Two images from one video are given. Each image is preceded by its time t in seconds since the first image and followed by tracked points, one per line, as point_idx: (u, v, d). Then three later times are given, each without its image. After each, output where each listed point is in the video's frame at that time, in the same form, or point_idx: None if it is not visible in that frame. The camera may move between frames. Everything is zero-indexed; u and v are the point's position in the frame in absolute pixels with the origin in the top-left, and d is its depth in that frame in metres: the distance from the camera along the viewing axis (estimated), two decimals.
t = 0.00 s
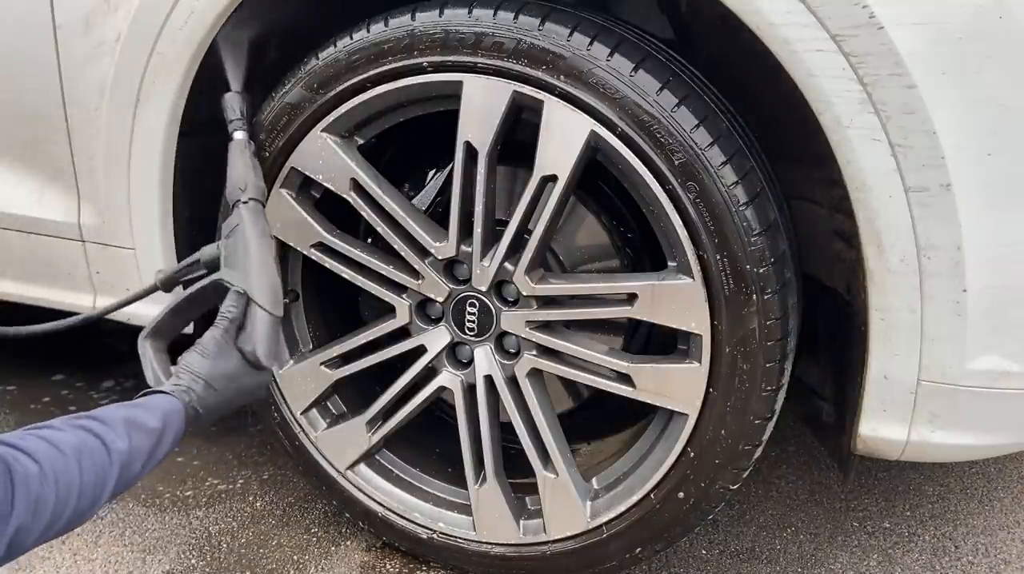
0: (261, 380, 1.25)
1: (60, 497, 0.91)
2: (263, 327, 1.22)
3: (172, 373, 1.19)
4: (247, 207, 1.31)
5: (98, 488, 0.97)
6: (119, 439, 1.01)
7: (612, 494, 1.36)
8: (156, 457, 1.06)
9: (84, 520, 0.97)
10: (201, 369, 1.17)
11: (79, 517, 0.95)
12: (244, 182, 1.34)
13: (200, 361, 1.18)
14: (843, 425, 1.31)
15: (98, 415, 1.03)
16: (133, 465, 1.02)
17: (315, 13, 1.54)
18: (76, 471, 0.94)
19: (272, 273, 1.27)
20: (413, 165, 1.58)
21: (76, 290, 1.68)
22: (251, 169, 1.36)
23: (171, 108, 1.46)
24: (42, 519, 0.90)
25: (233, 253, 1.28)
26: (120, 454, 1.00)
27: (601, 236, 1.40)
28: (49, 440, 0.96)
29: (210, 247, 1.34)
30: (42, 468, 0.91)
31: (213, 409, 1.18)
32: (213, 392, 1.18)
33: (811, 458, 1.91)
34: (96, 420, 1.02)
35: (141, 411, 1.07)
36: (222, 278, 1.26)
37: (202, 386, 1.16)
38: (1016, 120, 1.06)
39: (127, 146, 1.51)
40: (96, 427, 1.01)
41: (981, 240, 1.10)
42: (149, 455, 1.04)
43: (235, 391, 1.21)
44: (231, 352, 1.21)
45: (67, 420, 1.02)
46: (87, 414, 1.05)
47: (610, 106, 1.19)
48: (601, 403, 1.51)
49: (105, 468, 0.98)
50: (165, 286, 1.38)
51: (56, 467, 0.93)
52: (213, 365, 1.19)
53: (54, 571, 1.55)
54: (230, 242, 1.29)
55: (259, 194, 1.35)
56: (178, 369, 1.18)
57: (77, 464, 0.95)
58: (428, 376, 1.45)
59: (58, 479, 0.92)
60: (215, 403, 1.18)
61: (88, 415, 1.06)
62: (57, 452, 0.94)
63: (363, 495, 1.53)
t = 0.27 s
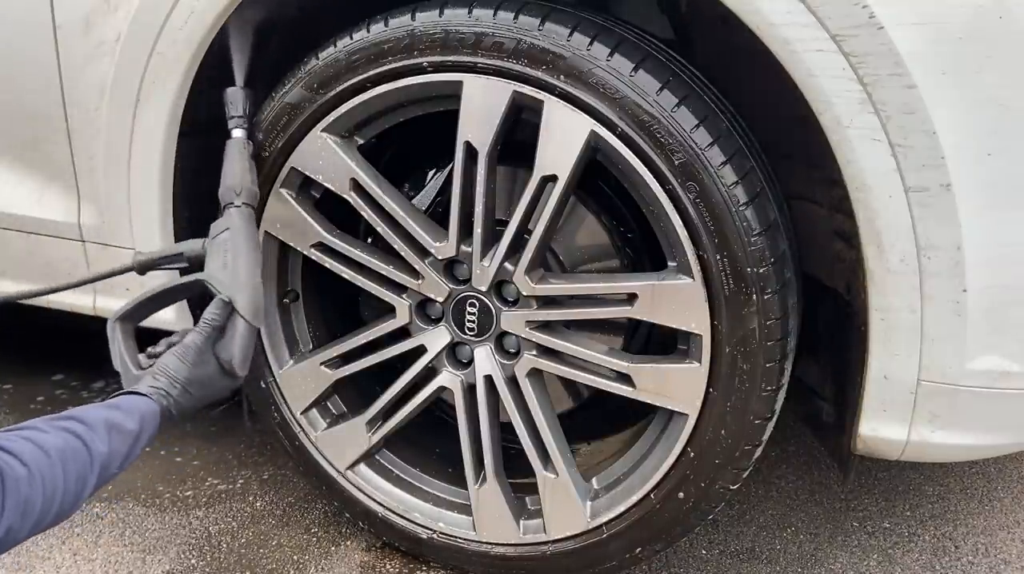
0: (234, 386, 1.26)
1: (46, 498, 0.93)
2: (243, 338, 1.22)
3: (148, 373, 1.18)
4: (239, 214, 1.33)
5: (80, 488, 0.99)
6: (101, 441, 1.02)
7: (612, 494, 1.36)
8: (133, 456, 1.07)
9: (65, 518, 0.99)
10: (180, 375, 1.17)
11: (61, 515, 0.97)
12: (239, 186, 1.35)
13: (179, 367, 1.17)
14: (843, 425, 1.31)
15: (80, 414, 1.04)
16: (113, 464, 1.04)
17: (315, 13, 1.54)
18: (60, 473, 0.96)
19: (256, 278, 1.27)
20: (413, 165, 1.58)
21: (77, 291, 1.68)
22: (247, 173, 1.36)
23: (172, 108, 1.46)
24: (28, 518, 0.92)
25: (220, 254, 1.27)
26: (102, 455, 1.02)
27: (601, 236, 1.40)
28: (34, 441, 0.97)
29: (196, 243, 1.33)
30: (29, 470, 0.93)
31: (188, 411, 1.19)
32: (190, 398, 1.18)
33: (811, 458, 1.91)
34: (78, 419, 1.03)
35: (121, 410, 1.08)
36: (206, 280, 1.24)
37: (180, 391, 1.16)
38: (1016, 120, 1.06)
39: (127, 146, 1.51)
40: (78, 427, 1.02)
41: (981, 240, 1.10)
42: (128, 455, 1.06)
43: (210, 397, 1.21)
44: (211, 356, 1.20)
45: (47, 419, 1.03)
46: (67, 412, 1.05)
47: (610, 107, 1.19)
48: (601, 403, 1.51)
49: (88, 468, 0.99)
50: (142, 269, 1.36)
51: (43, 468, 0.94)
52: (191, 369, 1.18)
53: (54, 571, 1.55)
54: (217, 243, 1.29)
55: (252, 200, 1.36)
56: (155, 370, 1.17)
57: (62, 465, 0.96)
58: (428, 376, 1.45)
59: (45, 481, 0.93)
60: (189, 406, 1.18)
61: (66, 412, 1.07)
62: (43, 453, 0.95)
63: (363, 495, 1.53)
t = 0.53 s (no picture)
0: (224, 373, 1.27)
1: (42, 492, 0.92)
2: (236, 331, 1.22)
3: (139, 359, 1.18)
4: (242, 203, 1.30)
5: (73, 479, 0.98)
6: (92, 433, 1.01)
7: (612, 494, 1.36)
8: (122, 446, 1.07)
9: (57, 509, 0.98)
10: (171, 366, 1.16)
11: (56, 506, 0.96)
12: (244, 176, 1.32)
13: (170, 357, 1.17)
14: (843, 425, 1.31)
15: (70, 405, 1.02)
16: (103, 455, 1.03)
17: (315, 13, 1.54)
18: (56, 465, 0.95)
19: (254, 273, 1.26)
20: (413, 165, 1.58)
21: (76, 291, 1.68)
22: (253, 164, 1.33)
23: (172, 108, 1.46)
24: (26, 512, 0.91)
25: (219, 246, 1.26)
26: (94, 447, 1.01)
27: (601, 236, 1.40)
28: (28, 433, 0.95)
29: (195, 228, 1.31)
30: (25, 464, 0.91)
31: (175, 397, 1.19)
32: (181, 386, 1.18)
33: (811, 458, 1.91)
34: (68, 410, 1.02)
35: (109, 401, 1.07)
36: (203, 269, 1.24)
37: (171, 381, 1.17)
38: (1016, 120, 1.06)
39: (127, 146, 1.51)
40: (70, 417, 1.01)
41: (981, 240, 1.10)
42: (118, 445, 1.05)
43: (199, 385, 1.22)
44: (202, 347, 1.20)
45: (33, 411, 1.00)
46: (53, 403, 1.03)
47: (610, 107, 1.19)
48: (601, 403, 1.51)
49: (82, 460, 0.99)
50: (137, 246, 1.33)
51: (39, 462, 0.93)
52: (183, 360, 1.18)
53: (54, 571, 1.55)
54: (217, 232, 1.28)
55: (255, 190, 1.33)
56: (146, 358, 1.17)
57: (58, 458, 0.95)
58: (428, 376, 1.45)
59: (42, 474, 0.92)
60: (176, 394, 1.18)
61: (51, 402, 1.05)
62: (37, 446, 0.94)
63: (363, 495, 1.53)
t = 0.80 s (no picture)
0: (225, 347, 1.25)
1: (44, 465, 0.92)
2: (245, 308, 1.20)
3: (145, 325, 1.15)
4: (261, 179, 1.28)
5: (77, 450, 0.97)
6: (97, 404, 1.00)
7: (612, 494, 1.36)
8: (128, 415, 1.06)
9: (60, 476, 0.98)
10: (176, 338, 1.14)
11: (60, 476, 0.96)
12: (264, 151, 1.29)
13: (177, 328, 1.14)
14: (844, 425, 1.31)
15: (75, 374, 1.01)
16: (108, 425, 1.02)
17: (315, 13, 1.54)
18: (59, 437, 0.94)
19: (268, 252, 1.24)
20: (413, 165, 1.58)
21: (76, 291, 1.68)
22: (275, 139, 1.31)
23: (172, 108, 1.46)
24: (27, 483, 0.90)
25: (234, 220, 1.24)
26: (98, 419, 1.00)
27: (601, 236, 1.40)
28: (30, 404, 0.94)
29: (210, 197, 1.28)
30: (26, 437, 0.90)
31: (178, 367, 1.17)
32: (183, 357, 1.16)
33: (811, 458, 1.91)
34: (74, 379, 1.00)
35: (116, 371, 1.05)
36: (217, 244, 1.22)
37: (175, 352, 1.14)
38: (1016, 120, 1.06)
39: (128, 146, 1.51)
40: (75, 387, 1.00)
41: (981, 240, 1.10)
42: (123, 415, 1.04)
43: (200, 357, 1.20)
44: (209, 321, 1.18)
45: (38, 380, 0.99)
46: (60, 372, 1.02)
47: (610, 106, 1.19)
48: (601, 403, 1.51)
49: (85, 432, 0.98)
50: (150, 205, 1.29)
51: (42, 435, 0.92)
52: (190, 333, 1.15)
53: (54, 571, 1.55)
54: (233, 206, 1.25)
55: (273, 166, 1.30)
56: (152, 326, 1.14)
57: (61, 430, 0.94)
58: (428, 376, 1.45)
59: (44, 447, 0.92)
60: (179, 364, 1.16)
61: (57, 369, 1.04)
62: (40, 418, 0.93)
63: (363, 495, 1.53)
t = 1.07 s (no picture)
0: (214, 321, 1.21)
1: (33, 438, 0.88)
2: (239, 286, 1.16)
3: (139, 291, 1.11)
4: (273, 159, 1.25)
5: (66, 420, 0.93)
6: (88, 374, 0.96)
7: (612, 494, 1.36)
8: (117, 385, 1.02)
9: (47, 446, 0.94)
10: (169, 307, 1.09)
11: (47, 446, 0.92)
12: (279, 133, 1.29)
13: (171, 296, 1.10)
14: (844, 425, 1.31)
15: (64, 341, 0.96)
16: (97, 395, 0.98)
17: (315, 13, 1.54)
18: (49, 407, 0.90)
19: (270, 233, 1.21)
20: (413, 165, 1.58)
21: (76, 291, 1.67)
22: (290, 122, 1.31)
23: (172, 108, 1.46)
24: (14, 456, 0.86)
25: (241, 196, 1.21)
26: (89, 390, 0.96)
27: (601, 236, 1.40)
28: (19, 372, 0.89)
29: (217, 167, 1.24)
30: (17, 408, 0.86)
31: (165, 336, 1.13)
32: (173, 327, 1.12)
33: (810, 458, 1.92)
34: (63, 346, 0.96)
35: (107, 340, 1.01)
36: (219, 216, 1.18)
37: (166, 322, 1.10)
38: (1016, 120, 1.06)
39: (128, 146, 1.50)
40: (64, 355, 0.95)
41: (981, 240, 1.10)
42: (112, 384, 1.00)
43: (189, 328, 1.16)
44: (203, 294, 1.13)
45: (25, 346, 0.94)
46: (47, 338, 0.97)
47: (610, 106, 1.20)
48: (601, 403, 1.51)
49: (76, 403, 0.94)
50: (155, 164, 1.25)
51: (32, 407, 0.88)
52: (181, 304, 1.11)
53: (54, 571, 1.55)
54: (239, 181, 1.22)
55: (285, 146, 1.30)
56: (147, 292, 1.10)
57: (53, 402, 0.90)
58: (428, 376, 1.45)
59: (34, 419, 0.87)
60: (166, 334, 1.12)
61: (42, 334, 0.98)
62: (31, 388, 0.89)
63: (362, 495, 1.53)
